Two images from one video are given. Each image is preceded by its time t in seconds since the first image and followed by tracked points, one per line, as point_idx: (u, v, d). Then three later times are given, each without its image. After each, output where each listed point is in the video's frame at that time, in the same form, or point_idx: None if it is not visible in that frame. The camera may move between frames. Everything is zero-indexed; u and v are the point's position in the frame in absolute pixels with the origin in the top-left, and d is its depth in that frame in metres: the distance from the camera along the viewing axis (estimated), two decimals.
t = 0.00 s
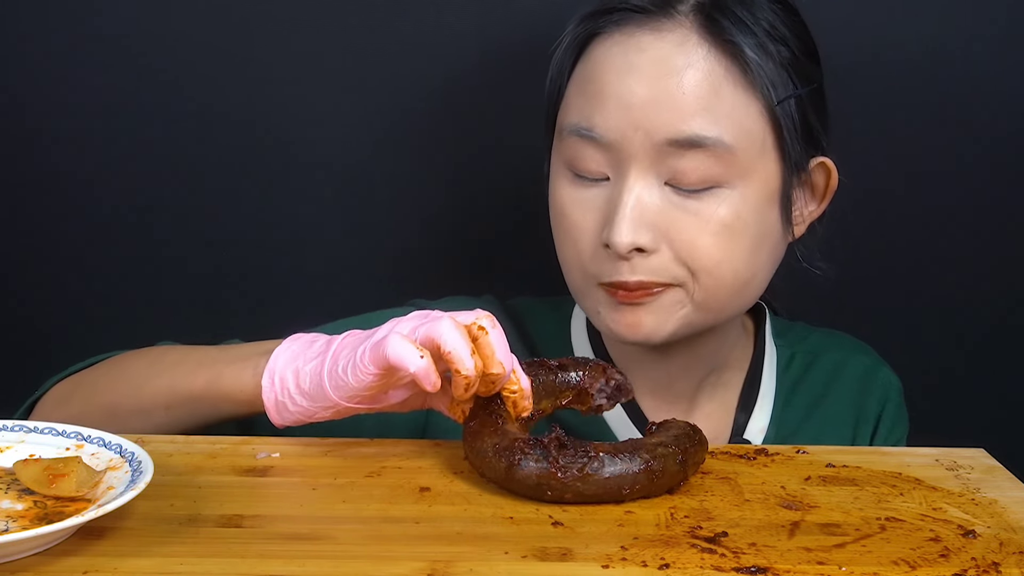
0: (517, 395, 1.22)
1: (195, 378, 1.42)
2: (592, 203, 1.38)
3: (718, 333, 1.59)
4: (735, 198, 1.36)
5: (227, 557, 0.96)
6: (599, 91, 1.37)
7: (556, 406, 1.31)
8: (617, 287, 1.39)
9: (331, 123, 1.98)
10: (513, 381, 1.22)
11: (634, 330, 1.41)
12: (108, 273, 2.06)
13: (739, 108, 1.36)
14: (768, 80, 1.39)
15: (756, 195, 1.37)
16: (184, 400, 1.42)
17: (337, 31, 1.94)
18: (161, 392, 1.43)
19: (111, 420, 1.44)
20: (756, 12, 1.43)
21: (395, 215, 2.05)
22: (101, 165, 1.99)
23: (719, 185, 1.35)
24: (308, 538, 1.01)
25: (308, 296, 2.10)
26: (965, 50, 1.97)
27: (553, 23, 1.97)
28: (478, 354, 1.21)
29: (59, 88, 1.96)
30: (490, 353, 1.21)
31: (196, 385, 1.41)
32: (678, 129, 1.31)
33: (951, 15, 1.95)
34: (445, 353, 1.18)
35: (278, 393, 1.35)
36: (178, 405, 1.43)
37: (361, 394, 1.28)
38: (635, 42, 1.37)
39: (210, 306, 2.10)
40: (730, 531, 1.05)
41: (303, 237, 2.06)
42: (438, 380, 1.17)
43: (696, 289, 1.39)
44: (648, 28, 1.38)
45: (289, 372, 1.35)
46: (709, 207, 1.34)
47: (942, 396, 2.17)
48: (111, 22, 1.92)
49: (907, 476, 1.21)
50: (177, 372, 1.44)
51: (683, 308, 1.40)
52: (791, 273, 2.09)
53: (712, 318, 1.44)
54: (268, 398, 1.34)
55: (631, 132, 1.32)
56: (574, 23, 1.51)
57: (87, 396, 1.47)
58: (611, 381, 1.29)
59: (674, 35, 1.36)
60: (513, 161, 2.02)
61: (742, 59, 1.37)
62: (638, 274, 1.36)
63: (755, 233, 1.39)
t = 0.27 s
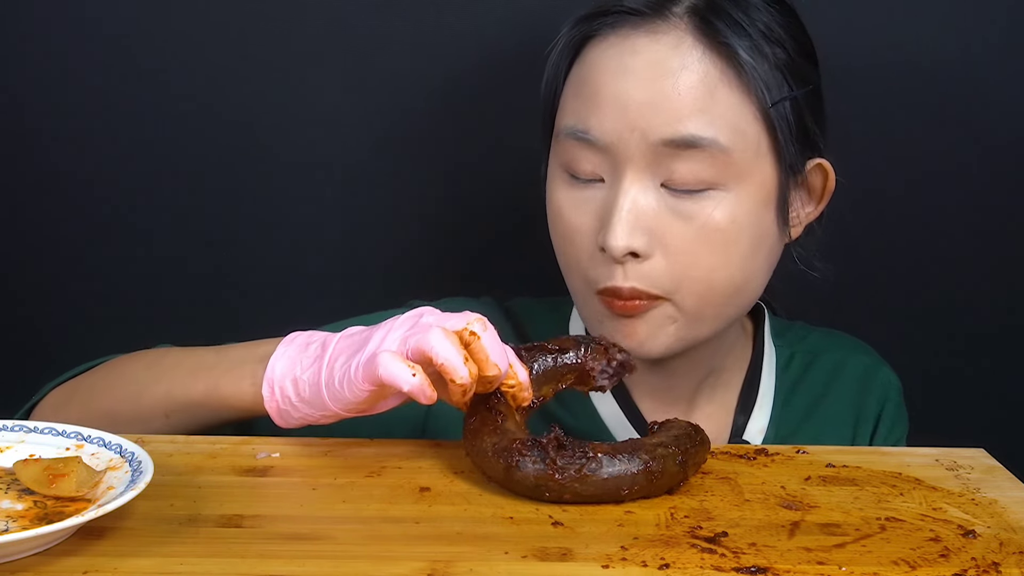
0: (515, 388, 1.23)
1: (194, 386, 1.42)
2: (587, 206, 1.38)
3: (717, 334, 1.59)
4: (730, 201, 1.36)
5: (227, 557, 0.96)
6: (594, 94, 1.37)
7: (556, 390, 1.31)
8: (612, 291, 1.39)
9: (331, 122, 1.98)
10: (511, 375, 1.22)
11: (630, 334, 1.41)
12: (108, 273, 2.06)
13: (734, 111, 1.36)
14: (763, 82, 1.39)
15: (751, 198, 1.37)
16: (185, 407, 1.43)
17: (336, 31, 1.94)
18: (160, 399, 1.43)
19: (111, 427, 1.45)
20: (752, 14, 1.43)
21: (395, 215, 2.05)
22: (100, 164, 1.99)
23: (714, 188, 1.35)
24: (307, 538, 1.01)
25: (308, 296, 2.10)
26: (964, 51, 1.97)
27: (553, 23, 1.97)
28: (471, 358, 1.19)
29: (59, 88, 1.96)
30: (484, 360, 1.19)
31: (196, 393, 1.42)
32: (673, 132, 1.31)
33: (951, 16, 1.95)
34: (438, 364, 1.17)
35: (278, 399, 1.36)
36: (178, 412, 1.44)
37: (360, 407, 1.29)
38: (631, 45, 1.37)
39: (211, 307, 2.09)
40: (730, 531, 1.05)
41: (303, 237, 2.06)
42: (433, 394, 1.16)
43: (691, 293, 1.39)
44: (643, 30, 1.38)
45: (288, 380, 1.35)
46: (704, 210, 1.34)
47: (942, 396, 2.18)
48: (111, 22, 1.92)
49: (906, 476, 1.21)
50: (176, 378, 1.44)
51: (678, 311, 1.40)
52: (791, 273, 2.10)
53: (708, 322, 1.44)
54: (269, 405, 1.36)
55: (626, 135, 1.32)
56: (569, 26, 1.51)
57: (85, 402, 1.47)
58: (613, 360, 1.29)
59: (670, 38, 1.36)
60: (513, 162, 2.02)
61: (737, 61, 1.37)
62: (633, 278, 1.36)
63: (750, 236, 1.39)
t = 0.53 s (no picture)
0: (513, 383, 1.22)
1: (195, 387, 1.42)
2: (582, 206, 1.38)
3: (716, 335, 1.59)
4: (725, 202, 1.36)
5: (227, 557, 0.96)
6: (590, 94, 1.37)
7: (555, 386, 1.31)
8: (607, 291, 1.39)
9: (330, 122, 1.98)
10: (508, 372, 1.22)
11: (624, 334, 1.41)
12: (108, 274, 2.06)
13: (730, 112, 1.36)
14: (759, 84, 1.39)
15: (746, 200, 1.37)
16: (185, 408, 1.43)
17: (336, 32, 1.94)
18: (161, 401, 1.43)
19: (111, 428, 1.45)
20: (750, 16, 1.43)
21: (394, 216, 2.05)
22: (100, 165, 1.99)
23: (709, 189, 1.35)
24: (307, 538, 1.01)
25: (308, 296, 2.10)
26: (964, 51, 1.97)
27: (553, 23, 1.97)
28: (470, 355, 1.20)
29: (59, 88, 1.96)
30: (481, 356, 1.20)
31: (197, 394, 1.42)
32: (668, 133, 1.31)
33: (951, 16, 1.95)
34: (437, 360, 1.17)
35: (279, 398, 1.36)
36: (179, 413, 1.43)
37: (359, 403, 1.29)
38: (627, 46, 1.37)
39: (211, 306, 2.09)
40: (730, 531, 1.05)
41: (303, 237, 2.06)
42: (432, 389, 1.15)
43: (686, 294, 1.39)
44: (640, 32, 1.38)
45: (288, 378, 1.35)
46: (699, 211, 1.34)
47: (942, 396, 2.18)
48: (111, 22, 1.92)
49: (907, 476, 1.21)
50: (176, 380, 1.44)
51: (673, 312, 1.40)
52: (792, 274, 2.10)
53: (702, 322, 1.44)
54: (270, 403, 1.36)
55: (620, 135, 1.32)
56: (566, 27, 1.51)
57: (86, 405, 1.47)
58: (611, 357, 1.29)
59: (666, 39, 1.36)
60: (513, 162, 2.02)
61: (732, 63, 1.37)
62: (627, 278, 1.36)
63: (745, 237, 1.39)
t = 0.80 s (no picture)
0: (512, 369, 1.23)
1: (195, 382, 1.42)
2: (582, 206, 1.38)
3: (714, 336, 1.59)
4: (725, 204, 1.36)
5: (227, 557, 0.96)
6: (591, 94, 1.37)
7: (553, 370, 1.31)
8: (606, 291, 1.39)
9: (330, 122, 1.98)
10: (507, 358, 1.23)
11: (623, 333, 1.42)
12: (108, 273, 2.06)
13: (730, 114, 1.35)
14: (760, 86, 1.39)
15: (746, 201, 1.37)
16: (186, 403, 1.43)
17: (336, 31, 1.94)
18: (162, 397, 1.44)
19: (112, 427, 1.44)
20: (751, 17, 1.43)
21: (395, 215, 2.05)
22: (100, 164, 1.99)
23: (709, 190, 1.35)
24: (307, 538, 1.01)
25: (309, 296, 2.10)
26: (965, 50, 1.96)
27: (553, 23, 1.97)
28: (469, 345, 1.20)
29: (58, 88, 1.96)
30: (481, 346, 1.20)
31: (197, 390, 1.42)
32: (668, 134, 1.31)
33: (951, 15, 1.95)
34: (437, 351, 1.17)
35: (281, 390, 1.37)
36: (180, 409, 1.44)
37: (362, 394, 1.29)
38: (628, 46, 1.37)
39: (211, 306, 2.09)
40: (730, 531, 1.05)
41: (303, 237, 2.06)
42: (435, 380, 1.15)
43: (685, 294, 1.39)
44: (641, 32, 1.38)
45: (290, 371, 1.36)
46: (699, 213, 1.34)
47: (942, 396, 2.18)
48: (111, 22, 1.92)
49: (906, 476, 1.21)
50: (176, 376, 1.44)
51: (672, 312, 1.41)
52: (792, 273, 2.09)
53: (702, 323, 1.44)
54: (272, 396, 1.36)
55: (620, 136, 1.32)
56: (567, 27, 1.51)
57: (86, 403, 1.47)
58: (610, 342, 1.29)
59: (667, 40, 1.36)
60: (513, 162, 2.02)
61: (733, 65, 1.37)
62: (626, 278, 1.36)
63: (745, 239, 1.39)
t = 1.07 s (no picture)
0: (515, 369, 1.23)
1: (197, 382, 1.43)
2: (584, 208, 1.38)
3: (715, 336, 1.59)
4: (726, 206, 1.36)
5: (227, 557, 0.96)
6: (593, 96, 1.37)
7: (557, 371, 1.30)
8: (607, 293, 1.39)
9: (331, 123, 1.98)
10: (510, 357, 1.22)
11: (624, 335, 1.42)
12: (109, 273, 2.06)
13: (732, 117, 1.35)
14: (763, 88, 1.39)
15: (748, 204, 1.37)
16: (189, 403, 1.43)
17: (336, 31, 1.94)
18: (164, 397, 1.44)
19: (114, 426, 1.44)
20: (754, 19, 1.43)
21: (395, 215, 2.05)
22: (101, 165, 1.99)
23: (711, 193, 1.35)
24: (307, 537, 1.01)
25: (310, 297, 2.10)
26: (965, 49, 1.96)
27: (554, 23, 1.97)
28: (472, 344, 1.19)
29: (58, 89, 1.95)
30: (484, 345, 1.19)
31: (199, 390, 1.42)
32: (670, 137, 1.31)
33: (952, 15, 1.94)
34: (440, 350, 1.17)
35: (283, 390, 1.37)
36: (183, 409, 1.44)
37: (365, 394, 1.29)
38: (630, 49, 1.37)
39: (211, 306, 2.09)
40: (730, 531, 1.05)
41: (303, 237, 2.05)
42: (436, 379, 1.15)
43: (686, 297, 1.39)
44: (643, 34, 1.38)
45: (292, 370, 1.36)
46: (701, 215, 1.34)
47: (943, 396, 2.17)
48: (112, 22, 1.92)
49: (906, 476, 1.21)
50: (178, 375, 1.44)
51: (674, 315, 1.41)
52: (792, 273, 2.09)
53: (703, 325, 1.44)
54: (274, 396, 1.37)
55: (622, 139, 1.32)
56: (569, 29, 1.51)
57: (87, 403, 1.47)
58: (611, 345, 1.29)
59: (669, 42, 1.36)
60: (514, 162, 2.02)
61: (735, 68, 1.37)
62: (628, 281, 1.36)
63: (747, 242, 1.39)
